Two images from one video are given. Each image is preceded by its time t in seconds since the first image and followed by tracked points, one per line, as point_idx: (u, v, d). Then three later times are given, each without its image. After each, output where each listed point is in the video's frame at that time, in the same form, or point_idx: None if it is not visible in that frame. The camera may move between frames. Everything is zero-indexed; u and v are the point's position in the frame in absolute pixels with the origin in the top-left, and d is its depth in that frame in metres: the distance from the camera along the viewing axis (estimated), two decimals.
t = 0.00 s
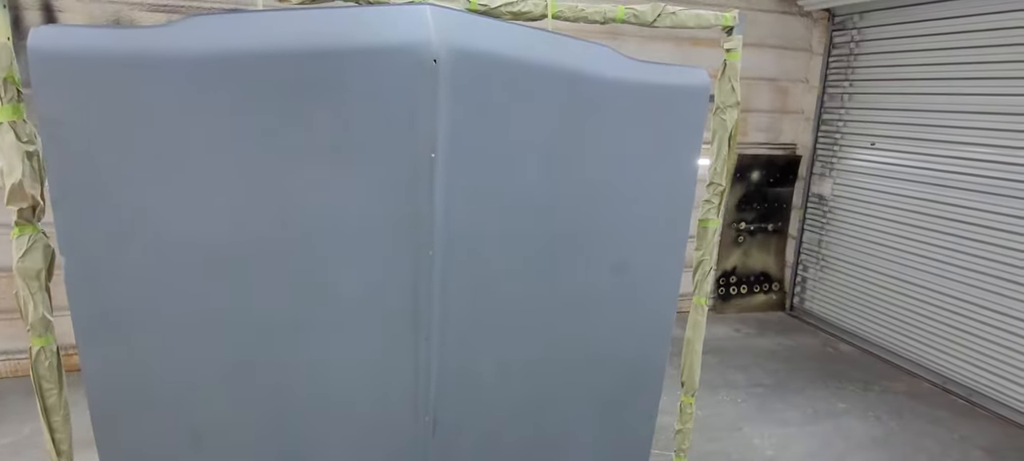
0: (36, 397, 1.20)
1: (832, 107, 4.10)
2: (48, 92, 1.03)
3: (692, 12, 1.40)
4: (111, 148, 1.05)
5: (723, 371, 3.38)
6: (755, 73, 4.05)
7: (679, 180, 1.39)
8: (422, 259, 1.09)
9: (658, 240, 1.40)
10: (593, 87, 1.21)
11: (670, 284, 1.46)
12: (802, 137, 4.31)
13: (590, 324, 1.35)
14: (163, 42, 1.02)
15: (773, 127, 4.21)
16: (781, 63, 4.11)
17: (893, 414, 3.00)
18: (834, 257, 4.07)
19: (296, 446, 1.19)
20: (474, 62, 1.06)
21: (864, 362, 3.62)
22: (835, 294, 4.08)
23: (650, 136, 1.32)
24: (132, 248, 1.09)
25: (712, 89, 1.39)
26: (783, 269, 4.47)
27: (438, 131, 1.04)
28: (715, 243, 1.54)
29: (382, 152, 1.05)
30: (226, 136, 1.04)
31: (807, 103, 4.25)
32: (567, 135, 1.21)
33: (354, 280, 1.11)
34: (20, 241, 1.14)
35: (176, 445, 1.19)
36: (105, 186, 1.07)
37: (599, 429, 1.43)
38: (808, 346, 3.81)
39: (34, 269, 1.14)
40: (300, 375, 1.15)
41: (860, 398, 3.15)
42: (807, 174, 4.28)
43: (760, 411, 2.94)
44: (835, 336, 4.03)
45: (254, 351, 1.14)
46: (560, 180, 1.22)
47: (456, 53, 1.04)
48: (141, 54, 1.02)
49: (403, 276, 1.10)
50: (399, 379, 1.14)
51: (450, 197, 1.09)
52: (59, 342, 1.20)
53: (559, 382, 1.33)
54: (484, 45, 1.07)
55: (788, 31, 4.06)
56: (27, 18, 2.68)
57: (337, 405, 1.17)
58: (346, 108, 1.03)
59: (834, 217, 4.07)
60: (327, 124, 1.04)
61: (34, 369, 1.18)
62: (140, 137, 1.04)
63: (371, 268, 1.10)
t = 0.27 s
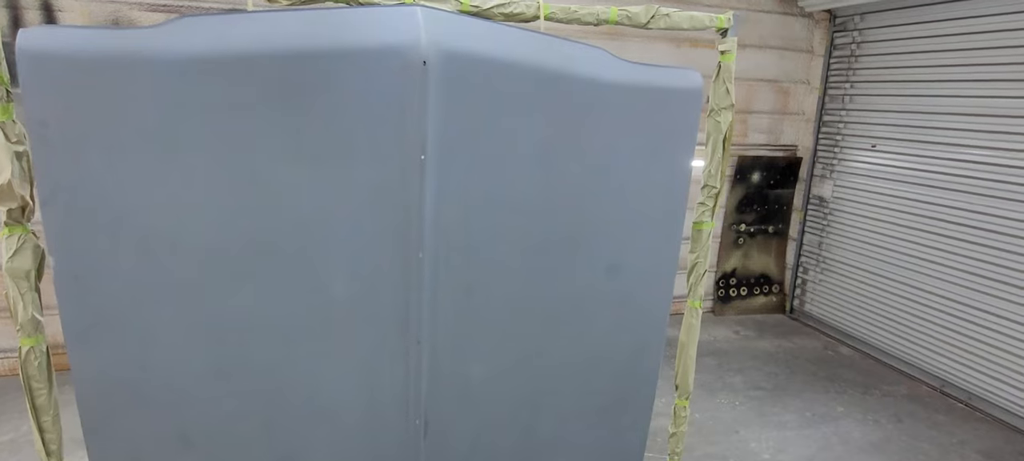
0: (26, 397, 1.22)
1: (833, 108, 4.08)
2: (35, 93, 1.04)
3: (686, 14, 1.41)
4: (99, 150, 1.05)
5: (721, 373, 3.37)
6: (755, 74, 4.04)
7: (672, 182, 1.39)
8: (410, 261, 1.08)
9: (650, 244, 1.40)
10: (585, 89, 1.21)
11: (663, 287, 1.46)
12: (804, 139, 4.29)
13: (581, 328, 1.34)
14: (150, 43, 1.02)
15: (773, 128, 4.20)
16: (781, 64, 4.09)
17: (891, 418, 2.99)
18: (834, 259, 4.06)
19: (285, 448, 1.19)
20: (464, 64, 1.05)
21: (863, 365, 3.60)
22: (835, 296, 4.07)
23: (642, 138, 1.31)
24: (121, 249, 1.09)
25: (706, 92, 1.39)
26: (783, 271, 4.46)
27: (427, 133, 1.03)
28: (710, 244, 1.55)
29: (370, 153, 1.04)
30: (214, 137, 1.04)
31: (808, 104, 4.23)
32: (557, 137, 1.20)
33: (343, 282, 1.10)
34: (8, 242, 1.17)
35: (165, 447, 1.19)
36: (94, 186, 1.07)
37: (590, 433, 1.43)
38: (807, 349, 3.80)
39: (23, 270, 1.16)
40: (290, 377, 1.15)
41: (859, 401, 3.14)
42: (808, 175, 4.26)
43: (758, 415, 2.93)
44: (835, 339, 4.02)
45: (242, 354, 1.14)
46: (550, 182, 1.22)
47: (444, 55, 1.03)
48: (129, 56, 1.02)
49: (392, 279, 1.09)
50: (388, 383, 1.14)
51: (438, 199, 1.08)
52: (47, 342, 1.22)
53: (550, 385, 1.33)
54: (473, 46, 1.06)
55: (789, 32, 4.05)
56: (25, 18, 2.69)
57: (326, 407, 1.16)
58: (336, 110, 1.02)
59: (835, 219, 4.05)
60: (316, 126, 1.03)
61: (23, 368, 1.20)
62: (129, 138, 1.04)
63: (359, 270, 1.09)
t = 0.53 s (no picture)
0: (23, 394, 1.23)
1: (838, 112, 4.06)
2: (36, 91, 1.05)
3: (687, 17, 1.43)
4: (99, 149, 1.06)
5: (723, 377, 3.35)
6: (760, 77, 4.02)
7: (672, 185, 1.38)
8: (408, 263, 1.08)
9: (649, 247, 1.39)
10: (585, 91, 1.20)
11: (661, 290, 1.45)
12: (809, 142, 4.28)
13: (580, 331, 1.34)
14: (151, 43, 1.02)
15: (778, 131, 4.18)
16: (787, 67, 4.08)
17: (894, 424, 2.97)
18: (839, 264, 4.04)
19: (282, 448, 1.19)
20: (463, 65, 1.05)
21: (867, 371, 3.58)
22: (839, 301, 4.04)
23: (642, 141, 1.31)
24: (119, 249, 1.10)
25: (706, 96, 1.38)
26: (787, 275, 4.43)
27: (426, 134, 1.03)
28: (710, 249, 1.56)
29: (369, 154, 1.04)
30: (212, 136, 1.04)
31: (813, 108, 4.22)
32: (557, 138, 1.20)
33: (341, 283, 1.10)
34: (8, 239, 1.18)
35: (163, 446, 1.20)
36: (92, 183, 1.08)
37: (588, 437, 1.43)
38: (811, 354, 3.78)
39: (21, 267, 1.18)
40: (287, 378, 1.15)
41: (862, 407, 3.12)
42: (813, 179, 4.24)
43: (759, 419, 2.92)
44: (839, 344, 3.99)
45: (239, 353, 1.14)
46: (550, 183, 1.21)
47: (443, 57, 1.03)
48: (128, 55, 1.02)
49: (390, 280, 1.09)
50: (385, 383, 1.13)
51: (437, 200, 1.08)
52: (46, 339, 1.24)
53: (548, 389, 1.33)
54: (471, 47, 1.06)
55: (795, 35, 4.03)
56: (33, 16, 2.72)
57: (323, 408, 1.16)
58: (335, 111, 1.02)
59: (839, 223, 4.03)
60: (315, 126, 1.03)
61: (22, 365, 1.22)
62: (128, 137, 1.05)
63: (360, 269, 1.09)
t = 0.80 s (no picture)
0: (27, 391, 1.25)
1: (845, 113, 4.04)
2: (39, 92, 1.05)
3: (688, 18, 1.43)
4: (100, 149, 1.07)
5: (727, 379, 3.34)
6: (767, 77, 4.00)
7: (672, 186, 1.38)
8: (408, 264, 1.08)
9: (648, 249, 1.39)
10: (585, 92, 1.20)
11: (661, 292, 1.45)
12: (815, 143, 4.25)
13: (580, 332, 1.34)
14: (153, 43, 1.03)
15: (784, 132, 4.16)
16: (793, 68, 4.06)
17: (899, 428, 2.94)
18: (845, 266, 4.01)
19: (281, 448, 1.20)
20: (463, 66, 1.05)
21: (873, 374, 3.56)
22: (845, 304, 4.01)
23: (643, 142, 1.31)
24: (120, 248, 1.11)
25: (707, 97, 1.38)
26: (793, 276, 4.41)
27: (425, 135, 1.03)
28: (711, 250, 1.56)
29: (368, 155, 1.05)
30: (213, 136, 1.05)
31: (820, 109, 4.20)
32: (558, 139, 1.20)
33: (340, 282, 1.10)
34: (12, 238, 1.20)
35: (163, 445, 1.21)
36: (95, 183, 1.09)
37: (587, 438, 1.42)
38: (816, 356, 3.75)
39: (25, 266, 1.19)
40: (287, 376, 1.15)
41: (867, 410, 3.10)
42: (819, 180, 4.21)
43: (762, 421, 2.91)
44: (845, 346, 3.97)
45: (239, 352, 1.15)
46: (550, 184, 1.21)
47: (442, 57, 1.03)
48: (130, 57, 1.03)
49: (389, 280, 1.09)
50: (384, 383, 1.14)
51: (437, 202, 1.08)
52: (49, 337, 1.25)
53: (547, 390, 1.33)
54: (471, 48, 1.06)
55: (801, 35, 4.01)
56: (41, 16, 2.75)
57: (323, 407, 1.16)
58: (334, 112, 1.03)
59: (846, 225, 4.00)
60: (315, 126, 1.03)
61: (26, 362, 1.23)
62: (130, 137, 1.06)
63: (359, 269, 1.10)
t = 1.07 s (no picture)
0: (29, 388, 1.26)
1: (848, 114, 4.03)
2: (41, 91, 1.07)
3: (687, 18, 1.43)
4: (102, 148, 1.08)
5: (728, 380, 3.34)
6: (769, 78, 4.00)
7: (670, 186, 1.39)
8: (406, 264, 1.08)
9: (647, 249, 1.39)
10: (584, 92, 1.21)
11: (659, 293, 1.46)
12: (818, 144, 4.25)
13: (578, 332, 1.34)
14: (154, 44, 1.04)
15: (787, 133, 4.16)
16: (796, 69, 4.05)
17: (901, 430, 2.93)
18: (847, 267, 4.00)
19: (280, 446, 1.20)
20: (462, 66, 1.05)
21: (875, 376, 3.55)
22: (847, 305, 4.01)
23: (641, 143, 1.31)
24: (121, 247, 1.12)
25: (706, 97, 1.38)
26: (795, 278, 4.40)
27: (424, 135, 1.03)
28: (710, 250, 1.56)
29: (367, 155, 1.05)
30: (213, 136, 1.06)
31: (823, 110, 4.19)
32: (556, 139, 1.20)
33: (339, 282, 1.11)
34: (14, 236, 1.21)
35: (163, 443, 1.21)
36: (96, 182, 1.10)
37: (585, 438, 1.43)
38: (819, 358, 3.74)
39: (27, 263, 1.20)
40: (287, 375, 1.16)
41: (869, 412, 3.09)
42: (822, 181, 4.20)
43: (763, 422, 2.90)
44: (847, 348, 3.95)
45: (239, 350, 1.15)
46: (548, 184, 1.21)
47: (441, 58, 1.03)
48: (131, 56, 1.04)
49: (388, 280, 1.10)
50: (383, 383, 1.14)
51: (435, 202, 1.08)
52: (51, 334, 1.26)
53: (545, 390, 1.33)
54: (470, 49, 1.06)
55: (804, 36, 4.00)
56: (46, 16, 2.78)
57: (322, 405, 1.17)
58: (334, 111, 1.03)
59: (849, 226, 3.99)
60: (316, 126, 1.04)
61: (27, 359, 1.24)
62: (130, 136, 1.07)
63: (358, 268, 1.10)
